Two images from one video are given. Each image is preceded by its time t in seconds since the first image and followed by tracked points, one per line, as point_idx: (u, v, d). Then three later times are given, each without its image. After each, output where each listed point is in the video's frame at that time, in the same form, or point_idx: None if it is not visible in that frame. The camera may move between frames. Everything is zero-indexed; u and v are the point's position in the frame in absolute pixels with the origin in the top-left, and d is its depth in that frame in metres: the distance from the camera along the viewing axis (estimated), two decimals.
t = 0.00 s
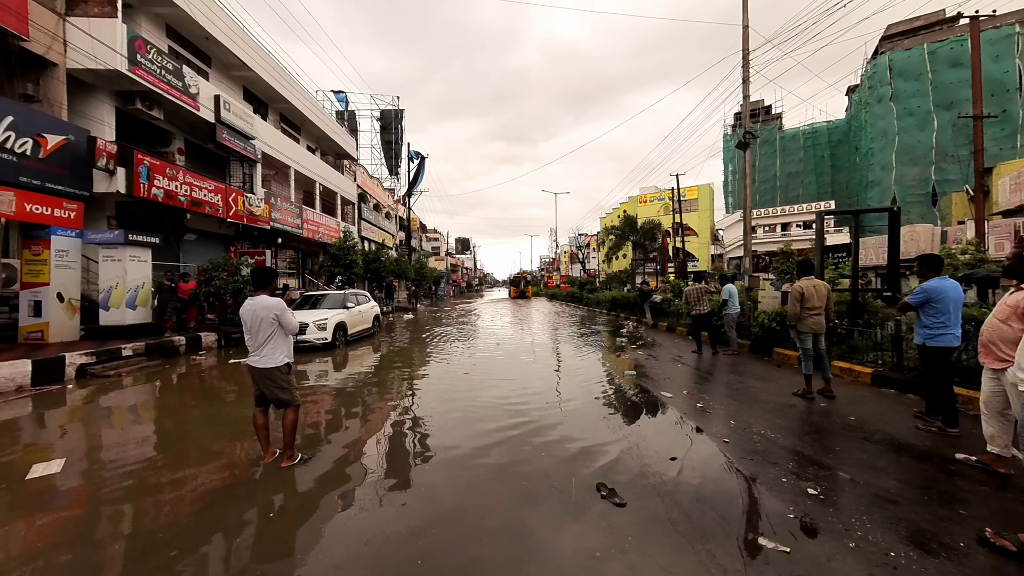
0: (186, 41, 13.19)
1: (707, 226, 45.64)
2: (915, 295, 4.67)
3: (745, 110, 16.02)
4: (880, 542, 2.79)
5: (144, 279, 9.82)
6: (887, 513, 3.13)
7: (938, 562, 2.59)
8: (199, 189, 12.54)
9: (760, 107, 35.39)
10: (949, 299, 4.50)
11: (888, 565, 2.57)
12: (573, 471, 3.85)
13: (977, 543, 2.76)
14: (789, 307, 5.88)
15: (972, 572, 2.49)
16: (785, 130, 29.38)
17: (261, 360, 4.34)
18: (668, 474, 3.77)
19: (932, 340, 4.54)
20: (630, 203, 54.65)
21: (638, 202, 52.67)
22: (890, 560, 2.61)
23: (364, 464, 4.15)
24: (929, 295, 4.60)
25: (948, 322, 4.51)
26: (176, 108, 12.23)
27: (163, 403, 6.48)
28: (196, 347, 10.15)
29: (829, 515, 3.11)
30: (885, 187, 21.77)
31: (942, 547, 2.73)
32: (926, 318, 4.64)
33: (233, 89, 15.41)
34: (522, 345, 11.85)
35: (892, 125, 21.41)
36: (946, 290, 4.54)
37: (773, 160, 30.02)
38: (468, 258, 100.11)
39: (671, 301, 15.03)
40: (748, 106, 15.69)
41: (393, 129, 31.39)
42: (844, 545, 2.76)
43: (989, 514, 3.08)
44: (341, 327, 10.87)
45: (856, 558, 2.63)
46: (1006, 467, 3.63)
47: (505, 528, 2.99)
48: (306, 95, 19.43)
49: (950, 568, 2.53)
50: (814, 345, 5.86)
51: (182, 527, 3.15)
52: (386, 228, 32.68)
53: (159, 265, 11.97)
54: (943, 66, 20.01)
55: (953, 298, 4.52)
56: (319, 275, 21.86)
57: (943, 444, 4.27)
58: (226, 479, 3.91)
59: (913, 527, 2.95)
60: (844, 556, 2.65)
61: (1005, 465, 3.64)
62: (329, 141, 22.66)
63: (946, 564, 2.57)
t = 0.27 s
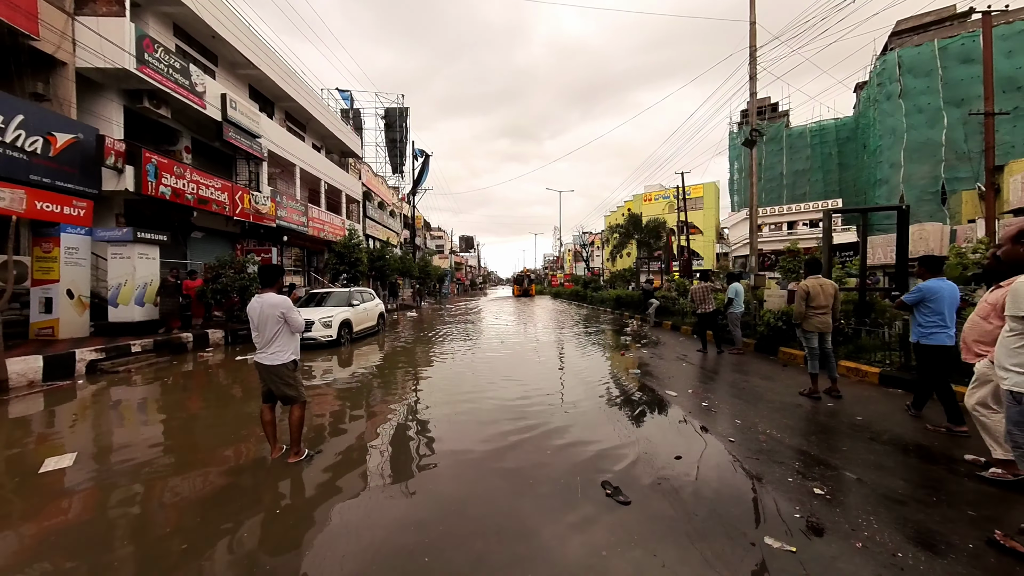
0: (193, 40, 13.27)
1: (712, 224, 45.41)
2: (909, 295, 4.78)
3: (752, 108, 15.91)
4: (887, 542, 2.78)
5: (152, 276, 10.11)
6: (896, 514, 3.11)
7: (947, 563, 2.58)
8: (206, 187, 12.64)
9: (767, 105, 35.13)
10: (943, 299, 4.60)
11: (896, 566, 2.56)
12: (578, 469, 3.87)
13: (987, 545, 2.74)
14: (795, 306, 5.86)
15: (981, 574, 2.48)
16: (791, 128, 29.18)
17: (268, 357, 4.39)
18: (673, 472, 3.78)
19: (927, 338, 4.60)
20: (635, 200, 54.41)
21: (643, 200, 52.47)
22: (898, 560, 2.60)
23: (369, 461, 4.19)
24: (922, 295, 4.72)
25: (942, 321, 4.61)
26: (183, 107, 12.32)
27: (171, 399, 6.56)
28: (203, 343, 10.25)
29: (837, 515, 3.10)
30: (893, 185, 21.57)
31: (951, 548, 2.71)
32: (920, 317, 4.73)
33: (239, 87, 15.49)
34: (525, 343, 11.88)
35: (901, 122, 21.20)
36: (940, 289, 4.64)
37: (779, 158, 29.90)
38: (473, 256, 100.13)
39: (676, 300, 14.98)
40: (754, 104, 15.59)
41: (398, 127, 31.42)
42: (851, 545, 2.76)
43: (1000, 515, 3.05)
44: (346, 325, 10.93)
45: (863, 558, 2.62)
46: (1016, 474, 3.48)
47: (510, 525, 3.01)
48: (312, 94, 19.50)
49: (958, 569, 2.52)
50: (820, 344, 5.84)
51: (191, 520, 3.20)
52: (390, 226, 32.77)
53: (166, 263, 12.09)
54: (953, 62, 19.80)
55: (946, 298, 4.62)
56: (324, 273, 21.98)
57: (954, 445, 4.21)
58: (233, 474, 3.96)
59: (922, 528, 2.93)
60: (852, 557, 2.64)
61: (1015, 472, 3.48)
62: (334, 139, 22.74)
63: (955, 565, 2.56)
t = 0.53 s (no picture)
0: (199, 38, 13.33)
1: (716, 223, 45.22)
2: (905, 292, 4.93)
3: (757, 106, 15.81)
4: (895, 543, 2.76)
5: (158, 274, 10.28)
6: (904, 514, 3.09)
7: (956, 564, 2.55)
8: (212, 185, 12.74)
9: (773, 102, 34.90)
10: (939, 295, 4.70)
11: (904, 566, 2.54)
12: (582, 468, 3.88)
13: (998, 547, 2.70)
14: (801, 305, 5.84)
15: None
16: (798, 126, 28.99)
17: (273, 355, 4.43)
18: (677, 471, 3.78)
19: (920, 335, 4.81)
20: (639, 199, 54.24)
21: (647, 198, 52.30)
22: (906, 561, 2.58)
23: (371, 458, 4.24)
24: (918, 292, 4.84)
25: (938, 318, 4.76)
26: (189, 105, 12.40)
27: (177, 395, 6.64)
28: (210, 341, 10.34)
29: (845, 515, 3.09)
30: (901, 183, 21.39)
31: (960, 550, 2.69)
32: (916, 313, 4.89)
33: (244, 86, 15.57)
34: (528, 341, 11.91)
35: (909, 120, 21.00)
36: (936, 286, 4.73)
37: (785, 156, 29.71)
38: (477, 254, 100.17)
39: (680, 299, 14.94)
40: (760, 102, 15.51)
41: (402, 125, 31.44)
42: (859, 546, 2.74)
43: (1010, 516, 3.01)
44: (351, 323, 10.99)
45: (871, 559, 2.60)
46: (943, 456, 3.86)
47: (514, 523, 3.02)
48: (317, 92, 19.57)
49: (967, 570, 2.50)
50: (826, 343, 5.82)
51: (198, 515, 3.25)
52: (394, 224, 32.84)
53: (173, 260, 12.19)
54: (963, 58, 19.59)
55: (943, 294, 4.71)
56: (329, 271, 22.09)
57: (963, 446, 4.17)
58: (239, 469, 4.01)
59: (931, 528, 2.90)
60: (860, 557, 2.62)
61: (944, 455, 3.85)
62: (339, 137, 22.81)
63: (965, 566, 2.54)
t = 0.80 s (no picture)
0: (201, 38, 13.37)
1: (717, 222, 45.23)
2: (900, 291, 5.17)
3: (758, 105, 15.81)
4: (905, 544, 2.72)
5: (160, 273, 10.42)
6: (914, 514, 3.04)
7: (967, 565, 2.51)
8: (214, 184, 12.79)
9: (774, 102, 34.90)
10: (930, 292, 4.90)
11: (914, 568, 2.50)
12: (585, 467, 3.88)
13: (1011, 548, 2.65)
14: (806, 303, 5.85)
15: None
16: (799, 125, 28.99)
17: (276, 353, 4.45)
18: (681, 471, 3.78)
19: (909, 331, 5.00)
20: (640, 199, 54.28)
21: (648, 198, 52.35)
22: (916, 562, 2.54)
23: (373, 456, 4.25)
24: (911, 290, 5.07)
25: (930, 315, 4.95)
26: (192, 105, 12.44)
27: (181, 394, 6.68)
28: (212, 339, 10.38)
29: (853, 515, 3.05)
30: (903, 183, 21.35)
31: (972, 551, 2.64)
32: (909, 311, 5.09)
33: (246, 85, 15.61)
34: (528, 340, 11.96)
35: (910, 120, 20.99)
36: (928, 284, 4.94)
37: (786, 156, 29.72)
38: (478, 254, 100.34)
39: (681, 299, 14.95)
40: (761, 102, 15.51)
41: (403, 125, 31.47)
42: (868, 546, 2.70)
43: (1021, 517, 2.96)
44: (352, 321, 11.02)
45: (879, 559, 2.57)
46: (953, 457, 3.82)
47: (517, 524, 3.01)
48: (318, 92, 19.62)
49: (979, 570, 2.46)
50: (831, 342, 5.83)
51: (199, 514, 3.26)
52: (395, 223, 32.90)
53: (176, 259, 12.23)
54: (965, 57, 19.56)
55: (935, 291, 4.90)
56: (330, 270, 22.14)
57: (970, 446, 4.14)
58: (240, 468, 4.03)
59: (940, 528, 2.87)
60: (868, 557, 2.60)
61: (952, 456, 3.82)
62: (340, 137, 22.86)
63: (977, 568, 2.49)
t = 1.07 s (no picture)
0: (201, 38, 13.37)
1: (715, 222, 45.38)
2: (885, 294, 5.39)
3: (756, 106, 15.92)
4: (906, 542, 2.71)
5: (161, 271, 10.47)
6: (914, 512, 3.04)
7: (968, 563, 2.50)
8: (213, 184, 12.80)
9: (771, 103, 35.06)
10: (910, 293, 5.11)
11: (915, 567, 2.48)
12: (585, 467, 3.90)
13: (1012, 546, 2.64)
14: (804, 303, 5.92)
15: None
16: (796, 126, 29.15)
17: (277, 352, 4.48)
18: (680, 470, 3.80)
19: (891, 330, 5.21)
20: (638, 198, 54.43)
21: (646, 198, 52.52)
22: (917, 560, 2.53)
23: (373, 456, 4.27)
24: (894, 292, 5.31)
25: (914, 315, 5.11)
26: (191, 104, 12.44)
27: (182, 393, 6.71)
28: (212, 339, 10.39)
29: (852, 514, 3.05)
30: (899, 183, 21.48)
31: (973, 549, 2.63)
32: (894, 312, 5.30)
33: (245, 85, 15.62)
34: (527, 340, 12.02)
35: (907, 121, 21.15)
36: (909, 286, 5.16)
37: (783, 156, 29.88)
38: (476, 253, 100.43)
39: (680, 298, 15.02)
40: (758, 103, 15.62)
41: (402, 124, 31.48)
42: (869, 544, 2.70)
43: (1022, 515, 2.96)
44: (352, 321, 11.06)
45: (879, 557, 2.57)
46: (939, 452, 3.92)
47: (518, 523, 3.02)
48: (318, 91, 19.64)
49: (980, 569, 2.45)
50: (829, 341, 5.89)
51: (199, 514, 3.27)
52: (394, 223, 32.93)
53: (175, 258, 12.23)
54: (962, 58, 19.68)
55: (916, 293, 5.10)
56: (329, 270, 22.16)
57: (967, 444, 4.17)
58: (240, 468, 4.04)
59: (939, 525, 2.87)
60: (868, 555, 2.60)
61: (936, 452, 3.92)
62: (339, 137, 22.89)
63: (978, 566, 2.48)
